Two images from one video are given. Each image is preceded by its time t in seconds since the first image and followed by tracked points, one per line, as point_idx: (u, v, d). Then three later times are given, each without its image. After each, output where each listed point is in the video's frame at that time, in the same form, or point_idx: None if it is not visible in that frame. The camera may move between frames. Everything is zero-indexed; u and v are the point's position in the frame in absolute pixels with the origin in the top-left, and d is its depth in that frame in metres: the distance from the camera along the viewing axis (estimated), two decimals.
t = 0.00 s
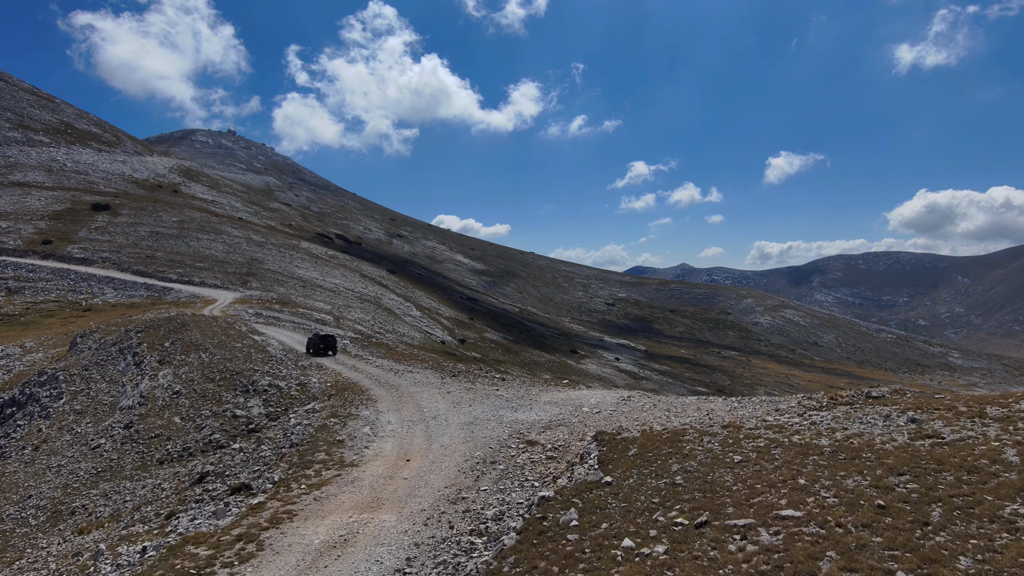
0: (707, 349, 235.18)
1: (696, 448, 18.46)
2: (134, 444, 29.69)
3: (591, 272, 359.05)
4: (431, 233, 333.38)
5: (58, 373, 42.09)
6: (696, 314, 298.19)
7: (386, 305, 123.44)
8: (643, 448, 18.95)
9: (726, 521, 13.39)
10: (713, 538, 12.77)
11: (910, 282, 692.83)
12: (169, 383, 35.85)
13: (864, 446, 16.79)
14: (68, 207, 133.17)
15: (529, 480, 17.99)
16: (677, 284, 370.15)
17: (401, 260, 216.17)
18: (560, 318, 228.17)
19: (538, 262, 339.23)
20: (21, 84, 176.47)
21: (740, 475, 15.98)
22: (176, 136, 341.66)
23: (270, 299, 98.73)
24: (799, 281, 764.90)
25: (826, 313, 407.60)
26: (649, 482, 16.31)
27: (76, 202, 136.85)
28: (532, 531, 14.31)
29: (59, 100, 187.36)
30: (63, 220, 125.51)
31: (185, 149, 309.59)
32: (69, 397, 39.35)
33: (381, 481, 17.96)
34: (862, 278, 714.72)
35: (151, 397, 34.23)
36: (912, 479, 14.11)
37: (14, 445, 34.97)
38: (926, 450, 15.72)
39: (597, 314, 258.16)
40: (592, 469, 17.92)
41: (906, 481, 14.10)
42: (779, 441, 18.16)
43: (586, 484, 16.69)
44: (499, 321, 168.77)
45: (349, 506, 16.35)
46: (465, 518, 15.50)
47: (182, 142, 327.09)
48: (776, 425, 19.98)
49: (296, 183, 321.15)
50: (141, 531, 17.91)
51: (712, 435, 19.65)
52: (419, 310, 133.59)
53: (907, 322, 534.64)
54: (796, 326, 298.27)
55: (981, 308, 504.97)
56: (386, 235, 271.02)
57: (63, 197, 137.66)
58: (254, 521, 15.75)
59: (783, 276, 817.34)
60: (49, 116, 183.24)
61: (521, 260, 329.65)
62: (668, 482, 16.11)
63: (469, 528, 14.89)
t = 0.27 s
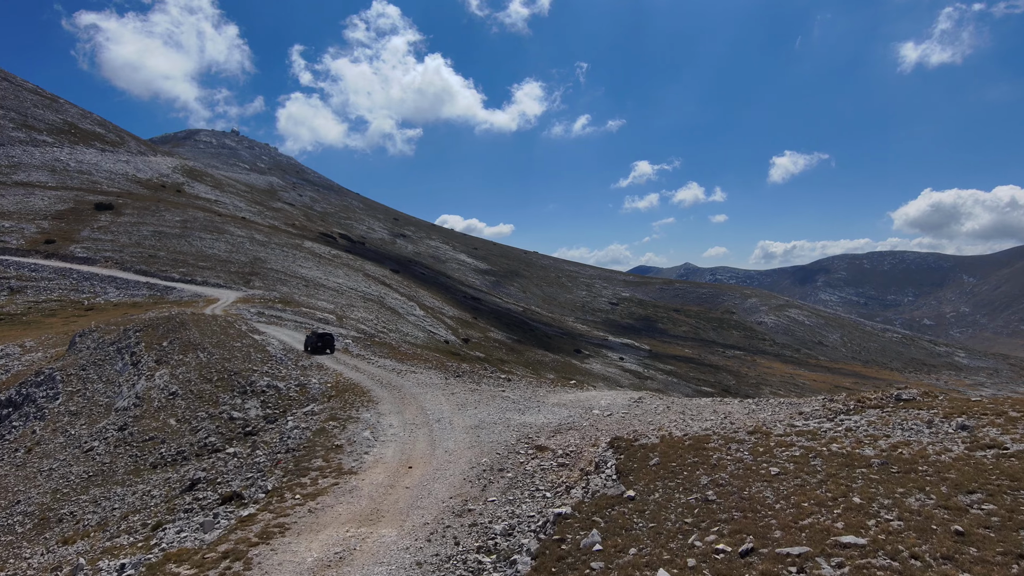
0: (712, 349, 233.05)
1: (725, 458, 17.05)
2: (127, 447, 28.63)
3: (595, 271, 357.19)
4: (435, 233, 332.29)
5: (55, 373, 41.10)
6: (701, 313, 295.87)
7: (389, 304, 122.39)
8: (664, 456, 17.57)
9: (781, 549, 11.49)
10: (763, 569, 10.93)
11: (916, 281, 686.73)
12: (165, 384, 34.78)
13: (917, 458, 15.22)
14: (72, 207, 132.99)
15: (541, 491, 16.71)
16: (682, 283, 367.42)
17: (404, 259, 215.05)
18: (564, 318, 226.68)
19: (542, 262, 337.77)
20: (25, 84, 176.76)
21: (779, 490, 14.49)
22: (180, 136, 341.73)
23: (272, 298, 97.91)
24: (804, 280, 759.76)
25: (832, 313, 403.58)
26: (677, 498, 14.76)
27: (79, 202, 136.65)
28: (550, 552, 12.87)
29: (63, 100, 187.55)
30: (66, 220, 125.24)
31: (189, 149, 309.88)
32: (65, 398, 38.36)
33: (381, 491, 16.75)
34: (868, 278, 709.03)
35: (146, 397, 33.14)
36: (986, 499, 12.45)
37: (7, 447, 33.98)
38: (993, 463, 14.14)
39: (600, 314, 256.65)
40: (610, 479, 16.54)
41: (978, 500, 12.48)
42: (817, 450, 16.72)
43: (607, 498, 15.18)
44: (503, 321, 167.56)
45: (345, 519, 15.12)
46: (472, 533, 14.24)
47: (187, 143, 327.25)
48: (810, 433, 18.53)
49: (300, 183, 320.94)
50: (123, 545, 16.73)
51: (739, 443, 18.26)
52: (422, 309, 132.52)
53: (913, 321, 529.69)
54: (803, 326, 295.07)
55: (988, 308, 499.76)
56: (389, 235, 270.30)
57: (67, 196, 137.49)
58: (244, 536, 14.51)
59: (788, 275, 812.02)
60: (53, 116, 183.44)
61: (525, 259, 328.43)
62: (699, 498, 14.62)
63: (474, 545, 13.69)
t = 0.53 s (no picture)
0: (718, 349, 230.54)
1: (767, 472, 15.50)
2: (121, 450, 27.48)
3: (600, 271, 355.06)
4: (440, 232, 331.35)
5: (53, 373, 40.11)
6: (707, 313, 293.26)
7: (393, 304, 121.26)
8: (697, 469, 16.04)
9: None
10: None
11: (924, 281, 679.10)
12: (163, 385, 33.65)
13: (994, 476, 13.43)
14: (77, 206, 132.81)
15: (563, 507, 15.22)
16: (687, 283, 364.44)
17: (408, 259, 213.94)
18: (569, 317, 225.02)
19: (547, 261, 336.10)
20: (31, 84, 177.15)
21: (842, 515, 12.78)
22: (186, 136, 342.54)
23: (276, 297, 97.05)
24: (811, 279, 753.39)
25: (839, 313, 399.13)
26: (723, 523, 13.08)
27: (84, 201, 136.52)
28: None
29: (69, 100, 187.90)
30: (70, 219, 125.03)
31: (195, 149, 310.39)
32: (62, 399, 37.33)
33: (384, 504, 15.43)
34: (876, 277, 701.99)
35: (143, 399, 32.06)
36: None
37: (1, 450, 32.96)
38: None
39: (606, 313, 254.82)
40: (638, 494, 15.01)
41: None
42: (872, 465, 15.03)
43: (641, 521, 13.51)
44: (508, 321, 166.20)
45: (346, 537, 13.82)
46: (485, 555, 12.90)
47: (192, 142, 327.80)
48: (857, 443, 16.95)
49: (305, 183, 320.82)
50: (106, 562, 15.49)
51: (779, 455, 16.69)
52: (427, 309, 131.39)
53: (921, 321, 523.42)
54: (810, 326, 291.61)
55: (997, 308, 493.18)
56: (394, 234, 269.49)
57: (72, 196, 137.40)
58: (234, 555, 13.25)
59: (794, 275, 805.50)
60: (59, 116, 183.81)
61: (529, 259, 326.90)
62: (750, 523, 12.92)
63: (488, 569, 12.32)
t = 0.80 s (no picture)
0: (726, 350, 227.83)
1: (845, 493, 13.71)
2: (123, 455, 26.28)
3: (606, 271, 352.87)
4: (446, 232, 330.40)
5: (55, 374, 39.02)
6: (713, 313, 290.47)
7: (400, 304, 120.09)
8: (758, 486, 14.28)
9: None
10: None
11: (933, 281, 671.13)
12: (167, 386, 32.47)
13: None
14: (84, 205, 132.63)
15: (606, 530, 13.73)
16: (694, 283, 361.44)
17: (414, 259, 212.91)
18: (575, 318, 223.25)
19: (552, 261, 334.46)
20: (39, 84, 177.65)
21: (962, 552, 10.66)
22: (193, 136, 343.62)
23: (283, 297, 96.18)
24: (818, 280, 746.79)
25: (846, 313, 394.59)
26: (809, 555, 11.13)
27: (91, 200, 136.36)
28: None
29: (77, 99, 188.38)
30: (77, 218, 124.79)
31: (202, 149, 311.07)
32: (64, 401, 36.22)
33: (404, 523, 14.00)
34: (884, 277, 694.46)
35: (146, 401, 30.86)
36: None
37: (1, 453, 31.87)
38: None
39: (612, 313, 252.88)
40: (694, 516, 13.28)
41: None
42: (971, 488, 13.09)
43: (711, 552, 11.62)
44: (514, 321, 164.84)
45: (364, 560, 12.39)
46: None
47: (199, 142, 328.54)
48: (935, 458, 15.22)
49: (311, 183, 320.83)
50: None
51: (851, 472, 14.98)
52: (433, 309, 130.20)
53: (930, 322, 516.53)
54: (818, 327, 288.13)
55: (1007, 308, 485.85)
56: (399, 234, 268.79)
57: (79, 195, 137.34)
58: None
59: (801, 275, 798.78)
60: (67, 115, 184.29)
61: (535, 259, 325.34)
62: (851, 561, 10.80)
63: None
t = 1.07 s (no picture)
0: (733, 351, 225.50)
1: (962, 518, 12.26)
2: (134, 462, 24.97)
3: (611, 271, 351.02)
4: (451, 233, 329.65)
5: (63, 375, 37.86)
6: (720, 314, 288.13)
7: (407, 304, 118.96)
8: (856, 510, 12.68)
9: None
10: None
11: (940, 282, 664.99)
12: (178, 389, 31.18)
13: None
14: (91, 205, 132.22)
15: (679, 559, 12.24)
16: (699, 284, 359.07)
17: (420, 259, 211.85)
18: (581, 318, 221.68)
19: (557, 262, 333.06)
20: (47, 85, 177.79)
21: None
22: (199, 137, 344.40)
23: (290, 297, 95.12)
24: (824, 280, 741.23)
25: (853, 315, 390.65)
26: None
27: (98, 201, 135.95)
28: None
29: (84, 100, 188.46)
30: (85, 218, 124.33)
31: (208, 149, 311.54)
32: (72, 403, 35.02)
33: (450, 548, 12.60)
34: (891, 278, 688.49)
35: (156, 404, 29.59)
36: None
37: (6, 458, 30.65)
38: None
39: (618, 314, 251.24)
40: (798, 547, 11.55)
41: None
42: None
43: None
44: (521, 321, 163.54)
45: None
46: None
47: (206, 143, 329.05)
48: None
49: (316, 183, 320.64)
50: None
51: (964, 495, 13.39)
52: (440, 309, 129.04)
53: (938, 324, 510.78)
54: (825, 328, 285.52)
55: (1016, 310, 479.74)
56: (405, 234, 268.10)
57: (86, 195, 136.97)
58: None
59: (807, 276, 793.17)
60: (75, 116, 184.47)
61: (540, 259, 324.00)
62: None
63: None
